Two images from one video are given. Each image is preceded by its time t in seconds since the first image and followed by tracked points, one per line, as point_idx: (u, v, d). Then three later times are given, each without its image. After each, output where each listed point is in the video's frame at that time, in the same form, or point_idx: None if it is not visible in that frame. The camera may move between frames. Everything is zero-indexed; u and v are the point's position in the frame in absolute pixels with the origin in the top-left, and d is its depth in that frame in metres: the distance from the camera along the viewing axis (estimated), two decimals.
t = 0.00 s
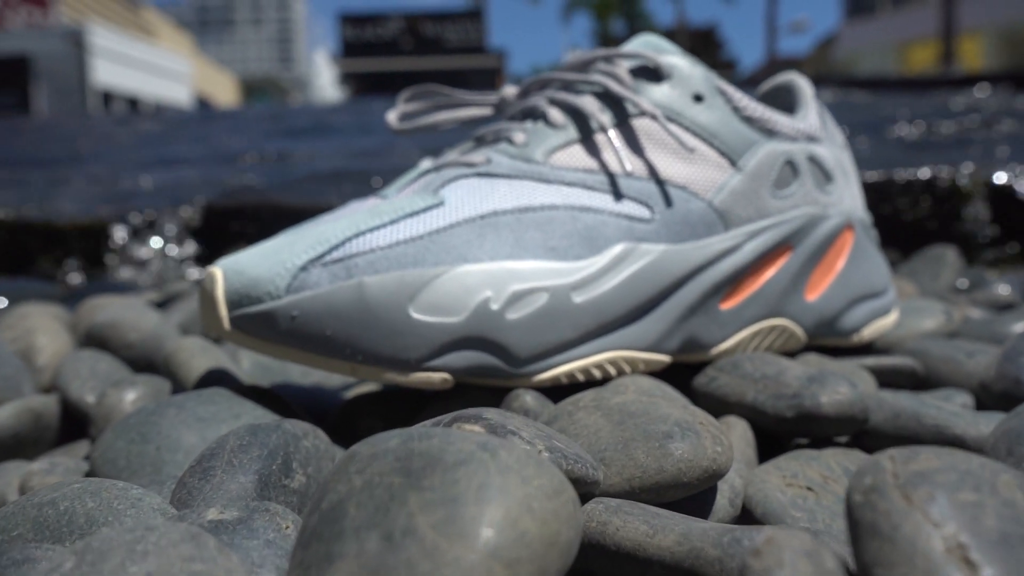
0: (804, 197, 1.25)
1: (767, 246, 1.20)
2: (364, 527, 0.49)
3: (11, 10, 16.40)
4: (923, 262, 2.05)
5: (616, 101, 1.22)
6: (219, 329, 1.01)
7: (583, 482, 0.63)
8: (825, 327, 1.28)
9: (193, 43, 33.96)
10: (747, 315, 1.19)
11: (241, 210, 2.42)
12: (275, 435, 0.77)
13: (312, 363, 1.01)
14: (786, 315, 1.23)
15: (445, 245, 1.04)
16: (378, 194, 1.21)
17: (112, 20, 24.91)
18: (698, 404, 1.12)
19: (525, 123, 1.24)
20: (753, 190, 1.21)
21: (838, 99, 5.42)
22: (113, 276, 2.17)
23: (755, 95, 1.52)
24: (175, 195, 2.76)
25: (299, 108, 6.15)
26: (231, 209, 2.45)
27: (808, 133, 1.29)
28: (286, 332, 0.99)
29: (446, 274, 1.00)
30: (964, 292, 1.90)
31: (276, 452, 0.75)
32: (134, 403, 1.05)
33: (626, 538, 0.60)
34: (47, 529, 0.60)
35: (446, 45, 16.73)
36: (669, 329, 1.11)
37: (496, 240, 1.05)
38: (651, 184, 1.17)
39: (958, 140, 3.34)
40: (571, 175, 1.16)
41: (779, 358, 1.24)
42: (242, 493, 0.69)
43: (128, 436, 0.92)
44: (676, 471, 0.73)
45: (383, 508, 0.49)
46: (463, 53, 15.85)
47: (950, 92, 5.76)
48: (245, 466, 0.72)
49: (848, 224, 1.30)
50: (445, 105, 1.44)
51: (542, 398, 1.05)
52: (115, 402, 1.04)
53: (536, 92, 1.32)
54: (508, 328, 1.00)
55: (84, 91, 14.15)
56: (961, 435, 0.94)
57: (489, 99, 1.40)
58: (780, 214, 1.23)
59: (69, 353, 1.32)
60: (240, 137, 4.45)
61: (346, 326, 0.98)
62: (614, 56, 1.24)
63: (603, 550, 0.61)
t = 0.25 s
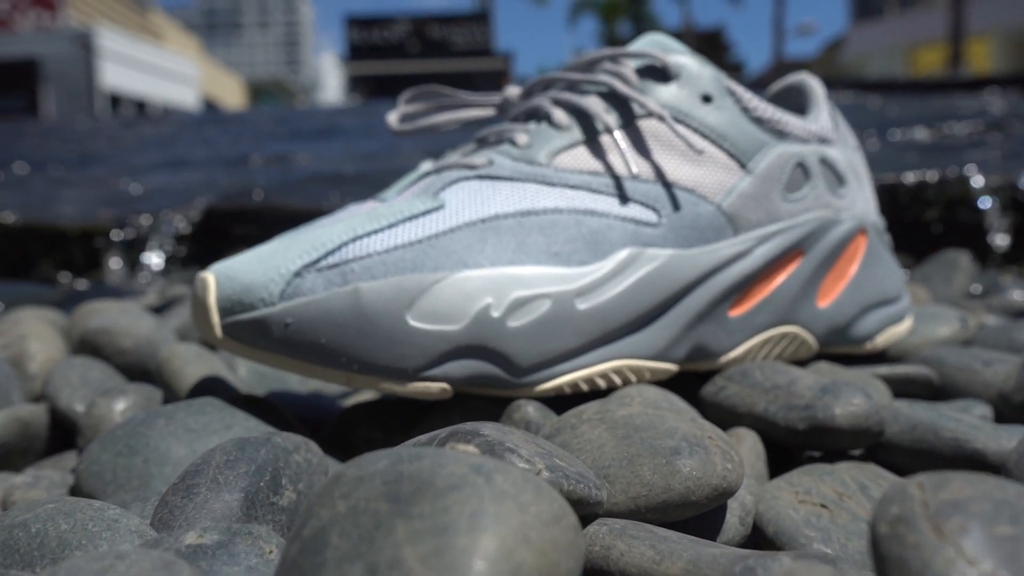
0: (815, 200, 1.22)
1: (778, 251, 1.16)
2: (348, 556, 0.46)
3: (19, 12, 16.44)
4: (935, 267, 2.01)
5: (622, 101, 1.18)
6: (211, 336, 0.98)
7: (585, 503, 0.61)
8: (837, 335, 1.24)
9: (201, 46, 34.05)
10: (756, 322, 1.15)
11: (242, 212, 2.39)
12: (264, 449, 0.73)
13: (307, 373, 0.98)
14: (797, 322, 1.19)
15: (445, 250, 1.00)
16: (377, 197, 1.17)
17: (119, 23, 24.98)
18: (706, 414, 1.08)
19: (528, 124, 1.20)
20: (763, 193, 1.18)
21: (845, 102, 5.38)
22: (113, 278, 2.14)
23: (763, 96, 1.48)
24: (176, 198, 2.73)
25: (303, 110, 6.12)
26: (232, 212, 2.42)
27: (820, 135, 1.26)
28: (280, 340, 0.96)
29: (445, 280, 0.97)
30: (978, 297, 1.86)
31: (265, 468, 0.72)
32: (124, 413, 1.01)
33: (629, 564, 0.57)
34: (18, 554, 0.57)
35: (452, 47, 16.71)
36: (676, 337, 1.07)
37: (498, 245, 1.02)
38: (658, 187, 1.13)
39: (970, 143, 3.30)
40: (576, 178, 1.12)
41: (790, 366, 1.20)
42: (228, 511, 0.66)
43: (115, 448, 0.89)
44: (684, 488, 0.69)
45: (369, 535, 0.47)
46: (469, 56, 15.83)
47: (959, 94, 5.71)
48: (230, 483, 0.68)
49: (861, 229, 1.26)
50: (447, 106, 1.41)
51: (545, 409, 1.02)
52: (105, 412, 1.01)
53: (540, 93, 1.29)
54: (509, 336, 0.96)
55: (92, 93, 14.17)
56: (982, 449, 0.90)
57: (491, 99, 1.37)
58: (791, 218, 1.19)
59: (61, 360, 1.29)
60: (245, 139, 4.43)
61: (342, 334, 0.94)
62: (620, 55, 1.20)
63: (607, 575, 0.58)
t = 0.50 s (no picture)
0: (823, 204, 1.18)
1: (785, 257, 1.12)
2: None
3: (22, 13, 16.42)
4: (945, 271, 1.96)
5: (624, 102, 1.15)
6: (197, 345, 0.95)
7: (583, 528, 0.57)
8: (846, 342, 1.20)
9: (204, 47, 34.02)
10: (762, 330, 1.12)
11: (240, 214, 2.35)
12: (247, 467, 0.70)
13: (295, 384, 0.94)
14: (805, 329, 1.15)
15: (440, 255, 0.97)
16: (371, 201, 1.14)
17: (123, 24, 24.97)
18: (710, 426, 1.05)
19: (527, 125, 1.17)
20: (770, 196, 1.14)
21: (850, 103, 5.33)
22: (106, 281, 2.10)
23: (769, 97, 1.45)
24: (173, 200, 2.70)
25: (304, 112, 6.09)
26: (230, 214, 2.38)
27: (827, 137, 1.22)
28: (268, 350, 0.92)
29: (440, 287, 0.93)
30: (989, 302, 1.82)
31: (247, 486, 0.68)
32: (108, 424, 0.98)
33: None
34: None
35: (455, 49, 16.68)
36: (679, 346, 1.04)
37: (494, 250, 0.98)
38: (661, 190, 1.10)
39: (978, 144, 3.25)
40: (576, 180, 1.09)
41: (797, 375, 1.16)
42: (207, 533, 0.63)
43: (95, 462, 0.86)
44: (688, 509, 0.66)
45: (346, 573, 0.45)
46: (472, 57, 15.80)
47: (966, 94, 5.65)
48: (208, 503, 0.65)
49: (869, 233, 1.23)
50: (445, 107, 1.37)
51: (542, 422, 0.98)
52: (88, 423, 0.98)
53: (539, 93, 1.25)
54: (506, 345, 0.93)
55: (96, 95, 14.17)
56: (1000, 463, 0.86)
57: (490, 100, 1.33)
58: (798, 222, 1.15)
59: (47, 368, 1.25)
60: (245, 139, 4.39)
61: (332, 343, 0.91)
62: (621, 55, 1.17)
63: None
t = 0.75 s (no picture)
0: (830, 206, 1.14)
1: (791, 261, 1.09)
2: None
3: (23, 19, 16.43)
4: (953, 272, 1.92)
5: (624, 102, 1.11)
6: (182, 356, 0.91)
7: (582, 555, 0.54)
8: (855, 349, 1.16)
9: (206, 52, 34.05)
10: (769, 336, 1.08)
11: (236, 220, 2.31)
12: (227, 487, 0.67)
13: (283, 397, 0.90)
14: (813, 336, 1.12)
15: (434, 262, 0.93)
16: (363, 206, 1.10)
17: (125, 30, 24.99)
18: (715, 437, 1.01)
19: (524, 127, 1.13)
20: (775, 199, 1.10)
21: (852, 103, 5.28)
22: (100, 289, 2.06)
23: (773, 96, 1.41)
24: (169, 205, 2.66)
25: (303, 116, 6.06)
26: (226, 220, 2.35)
27: (834, 137, 1.18)
28: (255, 362, 0.88)
29: (433, 294, 0.90)
30: (998, 305, 1.78)
31: (227, 509, 0.64)
32: (90, 438, 0.95)
33: None
34: None
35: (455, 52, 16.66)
36: (682, 354, 1.00)
37: (491, 256, 0.95)
38: (663, 193, 1.06)
39: (985, 144, 3.21)
40: (575, 183, 1.05)
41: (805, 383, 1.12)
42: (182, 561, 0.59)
43: (74, 480, 0.82)
44: (694, 532, 0.63)
45: None
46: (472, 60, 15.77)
47: (969, 93, 5.61)
48: (184, 528, 0.61)
49: (878, 236, 1.19)
50: (441, 109, 1.34)
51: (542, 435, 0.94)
52: (70, 438, 0.94)
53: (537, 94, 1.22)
54: (502, 355, 0.89)
55: (97, 101, 14.16)
56: (1018, 475, 0.83)
57: (487, 102, 1.30)
58: (805, 225, 1.12)
59: (33, 379, 1.22)
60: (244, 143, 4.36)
61: (320, 354, 0.87)
62: (621, 54, 1.14)
63: None
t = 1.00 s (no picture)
0: (839, 210, 1.10)
1: (799, 268, 1.05)
2: None
3: (25, 22, 16.43)
4: (962, 278, 1.88)
5: (626, 103, 1.07)
6: (165, 367, 0.87)
7: None
8: (864, 358, 1.13)
9: (209, 55, 34.08)
10: (775, 346, 1.04)
11: (232, 223, 2.27)
12: (204, 508, 0.63)
13: (270, 409, 0.87)
14: (821, 345, 1.08)
15: (428, 268, 0.89)
16: (355, 211, 1.07)
17: (128, 33, 25.01)
18: (720, 450, 0.97)
19: (522, 128, 1.10)
20: (782, 203, 1.07)
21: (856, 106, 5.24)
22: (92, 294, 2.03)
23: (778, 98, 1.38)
24: (165, 208, 2.63)
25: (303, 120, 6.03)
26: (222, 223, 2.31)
27: (842, 139, 1.15)
28: (240, 372, 0.85)
29: (427, 302, 0.86)
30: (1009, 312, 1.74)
31: (203, 531, 0.61)
32: (71, 452, 0.91)
33: None
34: None
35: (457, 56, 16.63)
36: (685, 364, 0.96)
37: (487, 262, 0.91)
38: (665, 197, 1.02)
39: (992, 147, 3.16)
40: (574, 186, 1.01)
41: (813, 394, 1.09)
42: None
43: (49, 496, 0.79)
44: (698, 559, 0.60)
45: None
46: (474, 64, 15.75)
47: (974, 96, 5.56)
48: (156, 554, 0.58)
49: (888, 241, 1.15)
50: (437, 111, 1.31)
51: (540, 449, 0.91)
52: (50, 450, 0.91)
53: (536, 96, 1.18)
54: (498, 367, 0.85)
55: (99, 103, 14.15)
56: None
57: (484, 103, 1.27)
58: (813, 230, 1.08)
59: (17, 387, 1.18)
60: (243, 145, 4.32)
61: (308, 365, 0.83)
62: (622, 53, 1.10)
63: None
